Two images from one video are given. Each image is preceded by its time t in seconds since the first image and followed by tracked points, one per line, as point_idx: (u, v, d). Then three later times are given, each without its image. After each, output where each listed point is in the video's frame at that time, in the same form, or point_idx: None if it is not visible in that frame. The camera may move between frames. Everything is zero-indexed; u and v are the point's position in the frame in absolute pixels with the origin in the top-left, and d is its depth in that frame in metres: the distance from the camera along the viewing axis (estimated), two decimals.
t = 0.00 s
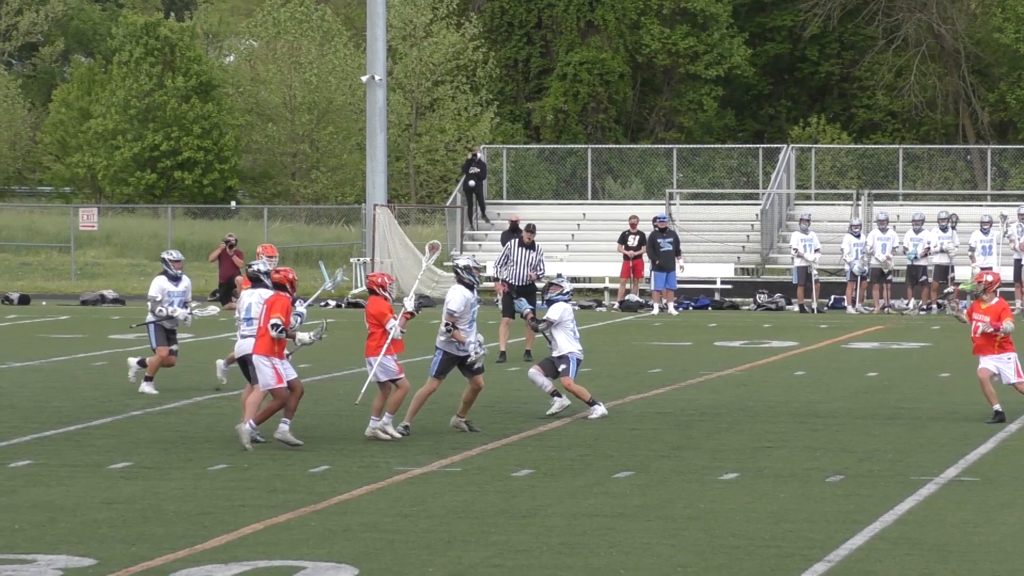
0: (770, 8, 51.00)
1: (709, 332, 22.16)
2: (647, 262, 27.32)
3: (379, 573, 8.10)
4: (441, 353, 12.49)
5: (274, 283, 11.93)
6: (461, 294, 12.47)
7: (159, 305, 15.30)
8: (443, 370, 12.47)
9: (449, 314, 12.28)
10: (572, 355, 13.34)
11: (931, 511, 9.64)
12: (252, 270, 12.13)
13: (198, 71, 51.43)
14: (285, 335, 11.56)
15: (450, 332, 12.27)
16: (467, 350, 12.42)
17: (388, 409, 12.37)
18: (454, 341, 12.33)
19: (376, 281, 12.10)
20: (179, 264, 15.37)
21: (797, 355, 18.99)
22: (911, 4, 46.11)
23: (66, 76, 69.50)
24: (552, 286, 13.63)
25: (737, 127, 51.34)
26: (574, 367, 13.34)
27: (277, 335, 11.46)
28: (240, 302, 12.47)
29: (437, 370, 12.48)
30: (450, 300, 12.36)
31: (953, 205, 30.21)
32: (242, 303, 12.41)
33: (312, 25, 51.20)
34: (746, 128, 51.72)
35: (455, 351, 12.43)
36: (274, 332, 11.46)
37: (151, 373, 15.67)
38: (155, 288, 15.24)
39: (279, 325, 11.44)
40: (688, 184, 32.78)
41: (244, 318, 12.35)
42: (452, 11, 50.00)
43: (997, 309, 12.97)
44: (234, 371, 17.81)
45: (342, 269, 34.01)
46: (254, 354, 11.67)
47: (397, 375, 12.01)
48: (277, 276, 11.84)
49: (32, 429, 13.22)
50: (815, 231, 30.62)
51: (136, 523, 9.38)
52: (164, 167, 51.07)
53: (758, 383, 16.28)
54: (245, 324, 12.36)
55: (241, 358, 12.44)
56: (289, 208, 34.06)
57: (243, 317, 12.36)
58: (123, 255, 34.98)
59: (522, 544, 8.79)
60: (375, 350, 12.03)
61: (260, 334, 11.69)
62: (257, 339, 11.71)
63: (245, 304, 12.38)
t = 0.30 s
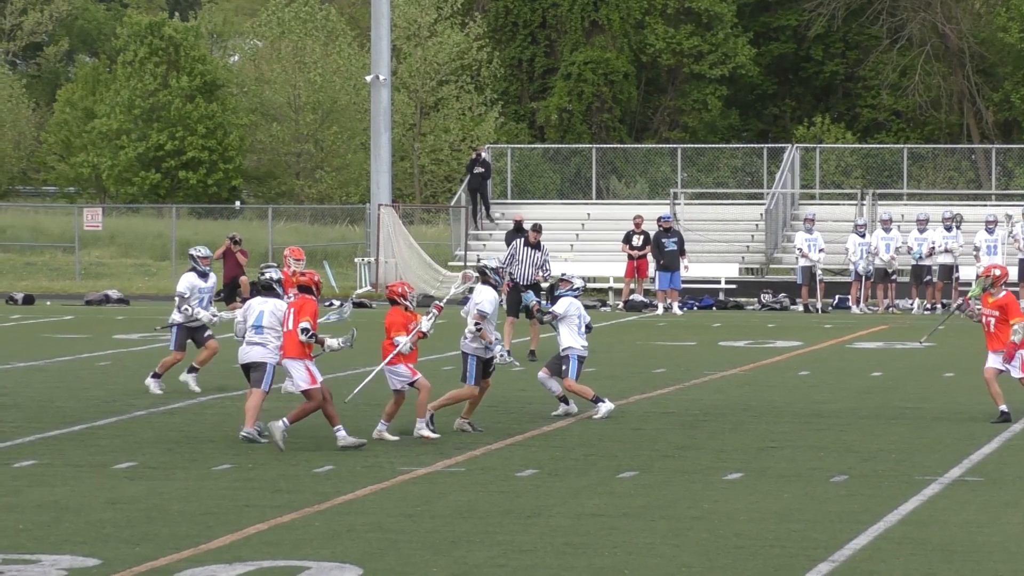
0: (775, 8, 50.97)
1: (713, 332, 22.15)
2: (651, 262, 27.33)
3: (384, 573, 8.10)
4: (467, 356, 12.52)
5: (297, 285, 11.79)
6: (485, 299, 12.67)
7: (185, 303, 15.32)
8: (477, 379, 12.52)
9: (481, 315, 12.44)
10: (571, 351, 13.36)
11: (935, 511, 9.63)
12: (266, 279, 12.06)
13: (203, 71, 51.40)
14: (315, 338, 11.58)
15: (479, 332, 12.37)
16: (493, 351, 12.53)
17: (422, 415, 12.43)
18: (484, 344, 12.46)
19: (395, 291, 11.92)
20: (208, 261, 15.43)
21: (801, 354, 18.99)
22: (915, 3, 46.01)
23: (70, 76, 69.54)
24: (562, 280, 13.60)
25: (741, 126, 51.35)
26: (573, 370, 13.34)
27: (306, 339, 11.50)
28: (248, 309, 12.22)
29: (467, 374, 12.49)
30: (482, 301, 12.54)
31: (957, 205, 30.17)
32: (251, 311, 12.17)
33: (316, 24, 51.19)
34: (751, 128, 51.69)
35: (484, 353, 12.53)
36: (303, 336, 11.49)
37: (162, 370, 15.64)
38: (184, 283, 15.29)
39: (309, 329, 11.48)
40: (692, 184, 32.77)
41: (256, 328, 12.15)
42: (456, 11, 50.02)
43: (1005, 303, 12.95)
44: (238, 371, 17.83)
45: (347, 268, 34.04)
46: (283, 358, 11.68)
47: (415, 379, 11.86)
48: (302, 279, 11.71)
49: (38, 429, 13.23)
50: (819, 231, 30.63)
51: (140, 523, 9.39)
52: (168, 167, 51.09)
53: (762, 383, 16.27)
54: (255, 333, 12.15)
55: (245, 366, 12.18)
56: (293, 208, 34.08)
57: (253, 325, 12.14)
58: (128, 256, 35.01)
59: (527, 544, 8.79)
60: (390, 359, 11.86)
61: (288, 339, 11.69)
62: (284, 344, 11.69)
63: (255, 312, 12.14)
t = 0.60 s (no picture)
0: (774, 8, 50.98)
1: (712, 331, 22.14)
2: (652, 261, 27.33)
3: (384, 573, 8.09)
4: (483, 346, 12.67)
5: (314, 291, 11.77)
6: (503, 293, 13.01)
7: (204, 300, 15.27)
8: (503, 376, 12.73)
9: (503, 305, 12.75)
10: (566, 349, 13.39)
11: (934, 511, 9.63)
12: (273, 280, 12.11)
13: (202, 70, 51.39)
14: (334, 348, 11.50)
15: (496, 324, 12.57)
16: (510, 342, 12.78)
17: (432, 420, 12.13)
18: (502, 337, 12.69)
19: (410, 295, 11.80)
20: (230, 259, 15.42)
21: (801, 354, 19.00)
22: (916, 3, 45.97)
23: (70, 76, 69.53)
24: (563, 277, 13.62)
25: (741, 126, 51.34)
26: (571, 369, 13.37)
27: (326, 349, 11.41)
28: (251, 311, 12.23)
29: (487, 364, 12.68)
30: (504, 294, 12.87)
31: (957, 204, 30.17)
32: (255, 313, 12.19)
33: (316, 24, 51.17)
34: (751, 128, 51.70)
35: (501, 346, 12.72)
36: (323, 345, 11.42)
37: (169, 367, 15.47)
38: (204, 280, 15.24)
39: (328, 338, 11.41)
40: (692, 184, 32.77)
41: (257, 331, 12.13)
42: (456, 12, 50.03)
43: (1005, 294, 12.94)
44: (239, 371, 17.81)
45: (346, 268, 34.02)
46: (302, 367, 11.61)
47: (423, 384, 11.80)
48: (317, 286, 11.70)
49: (38, 428, 13.23)
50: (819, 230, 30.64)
51: (140, 523, 9.38)
52: (168, 167, 51.09)
53: (762, 383, 16.26)
54: (256, 336, 12.13)
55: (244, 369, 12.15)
56: (293, 208, 34.04)
57: (256, 327, 12.14)
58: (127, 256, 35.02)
59: (525, 544, 8.80)
60: (400, 362, 11.79)
61: (307, 348, 11.65)
62: (304, 353, 11.62)
63: (259, 315, 12.16)
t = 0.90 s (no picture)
0: (771, 7, 51.00)
1: (710, 330, 22.16)
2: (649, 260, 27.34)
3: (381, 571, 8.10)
4: (505, 339, 12.70)
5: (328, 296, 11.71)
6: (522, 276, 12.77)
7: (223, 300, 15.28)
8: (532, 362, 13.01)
9: (528, 297, 12.63)
10: (560, 344, 13.42)
11: (930, 510, 9.64)
12: (276, 277, 12.12)
13: (199, 70, 51.41)
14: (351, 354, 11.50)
15: (519, 318, 12.55)
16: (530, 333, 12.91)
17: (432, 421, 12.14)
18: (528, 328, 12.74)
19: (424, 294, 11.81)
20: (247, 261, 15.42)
21: (798, 353, 19.00)
22: (913, 2, 45.93)
23: (67, 75, 69.50)
24: (572, 275, 13.52)
25: (738, 125, 51.31)
26: (567, 364, 13.37)
27: (344, 357, 11.47)
28: (252, 304, 12.24)
29: (505, 357, 12.72)
30: (524, 283, 12.64)
31: (954, 204, 30.19)
32: (256, 306, 12.16)
33: (313, 23, 51.16)
34: (748, 127, 51.71)
35: (521, 336, 12.78)
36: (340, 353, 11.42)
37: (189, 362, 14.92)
38: (223, 281, 15.24)
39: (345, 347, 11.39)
40: (689, 183, 32.76)
41: (257, 325, 12.12)
42: (453, 11, 50.01)
43: (1001, 288, 12.94)
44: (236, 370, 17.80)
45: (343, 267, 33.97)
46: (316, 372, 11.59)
47: (435, 383, 11.83)
48: (333, 292, 11.59)
49: (36, 428, 13.22)
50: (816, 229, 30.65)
51: (137, 521, 9.38)
52: (165, 166, 51.08)
53: (759, 382, 16.26)
54: (255, 329, 12.12)
55: (244, 363, 12.18)
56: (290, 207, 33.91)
57: (256, 320, 12.13)
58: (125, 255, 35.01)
59: (522, 542, 8.80)
60: (412, 360, 11.83)
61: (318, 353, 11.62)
62: (318, 358, 11.57)
63: (259, 308, 12.15)
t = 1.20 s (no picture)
0: (765, 6, 51.03)
1: (704, 329, 22.16)
2: (643, 259, 27.32)
3: (374, 569, 8.10)
4: (518, 339, 12.29)
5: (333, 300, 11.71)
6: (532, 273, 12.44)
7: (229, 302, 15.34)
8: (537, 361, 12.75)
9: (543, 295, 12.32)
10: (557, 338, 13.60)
11: (924, 508, 9.65)
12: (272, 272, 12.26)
13: (193, 69, 51.39)
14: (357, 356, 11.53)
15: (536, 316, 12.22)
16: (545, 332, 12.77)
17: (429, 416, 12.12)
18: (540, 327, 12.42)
19: (428, 290, 11.88)
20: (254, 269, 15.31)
21: (791, 351, 19.01)
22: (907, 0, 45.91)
23: (60, 74, 69.43)
24: (568, 270, 13.50)
25: (732, 124, 51.30)
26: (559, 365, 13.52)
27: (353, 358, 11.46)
28: (248, 299, 12.22)
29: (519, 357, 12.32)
30: (539, 279, 12.32)
31: (948, 202, 30.22)
32: (251, 301, 12.16)
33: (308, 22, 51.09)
34: (742, 126, 51.65)
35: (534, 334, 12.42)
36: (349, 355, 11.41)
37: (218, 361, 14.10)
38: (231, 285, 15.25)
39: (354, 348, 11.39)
40: (683, 182, 32.76)
41: (253, 319, 12.11)
42: (447, 9, 49.97)
43: (994, 287, 12.97)
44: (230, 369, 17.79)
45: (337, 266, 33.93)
46: (322, 375, 11.60)
47: (442, 380, 11.83)
48: (338, 294, 11.59)
49: (29, 427, 13.18)
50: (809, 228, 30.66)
51: (130, 520, 9.37)
52: (159, 164, 51.07)
53: (753, 380, 16.27)
54: (251, 324, 12.11)
55: (240, 358, 12.11)
56: (283, 205, 33.81)
57: (252, 315, 12.11)
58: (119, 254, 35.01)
59: (515, 541, 8.79)
60: (419, 358, 11.81)
61: (326, 357, 11.60)
62: (325, 360, 11.60)
63: (256, 303, 12.14)
